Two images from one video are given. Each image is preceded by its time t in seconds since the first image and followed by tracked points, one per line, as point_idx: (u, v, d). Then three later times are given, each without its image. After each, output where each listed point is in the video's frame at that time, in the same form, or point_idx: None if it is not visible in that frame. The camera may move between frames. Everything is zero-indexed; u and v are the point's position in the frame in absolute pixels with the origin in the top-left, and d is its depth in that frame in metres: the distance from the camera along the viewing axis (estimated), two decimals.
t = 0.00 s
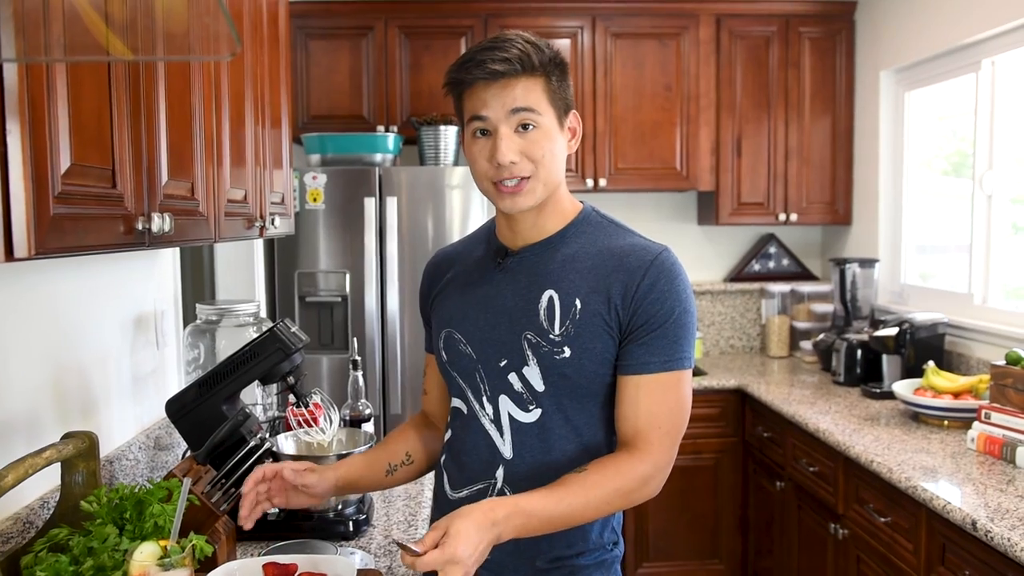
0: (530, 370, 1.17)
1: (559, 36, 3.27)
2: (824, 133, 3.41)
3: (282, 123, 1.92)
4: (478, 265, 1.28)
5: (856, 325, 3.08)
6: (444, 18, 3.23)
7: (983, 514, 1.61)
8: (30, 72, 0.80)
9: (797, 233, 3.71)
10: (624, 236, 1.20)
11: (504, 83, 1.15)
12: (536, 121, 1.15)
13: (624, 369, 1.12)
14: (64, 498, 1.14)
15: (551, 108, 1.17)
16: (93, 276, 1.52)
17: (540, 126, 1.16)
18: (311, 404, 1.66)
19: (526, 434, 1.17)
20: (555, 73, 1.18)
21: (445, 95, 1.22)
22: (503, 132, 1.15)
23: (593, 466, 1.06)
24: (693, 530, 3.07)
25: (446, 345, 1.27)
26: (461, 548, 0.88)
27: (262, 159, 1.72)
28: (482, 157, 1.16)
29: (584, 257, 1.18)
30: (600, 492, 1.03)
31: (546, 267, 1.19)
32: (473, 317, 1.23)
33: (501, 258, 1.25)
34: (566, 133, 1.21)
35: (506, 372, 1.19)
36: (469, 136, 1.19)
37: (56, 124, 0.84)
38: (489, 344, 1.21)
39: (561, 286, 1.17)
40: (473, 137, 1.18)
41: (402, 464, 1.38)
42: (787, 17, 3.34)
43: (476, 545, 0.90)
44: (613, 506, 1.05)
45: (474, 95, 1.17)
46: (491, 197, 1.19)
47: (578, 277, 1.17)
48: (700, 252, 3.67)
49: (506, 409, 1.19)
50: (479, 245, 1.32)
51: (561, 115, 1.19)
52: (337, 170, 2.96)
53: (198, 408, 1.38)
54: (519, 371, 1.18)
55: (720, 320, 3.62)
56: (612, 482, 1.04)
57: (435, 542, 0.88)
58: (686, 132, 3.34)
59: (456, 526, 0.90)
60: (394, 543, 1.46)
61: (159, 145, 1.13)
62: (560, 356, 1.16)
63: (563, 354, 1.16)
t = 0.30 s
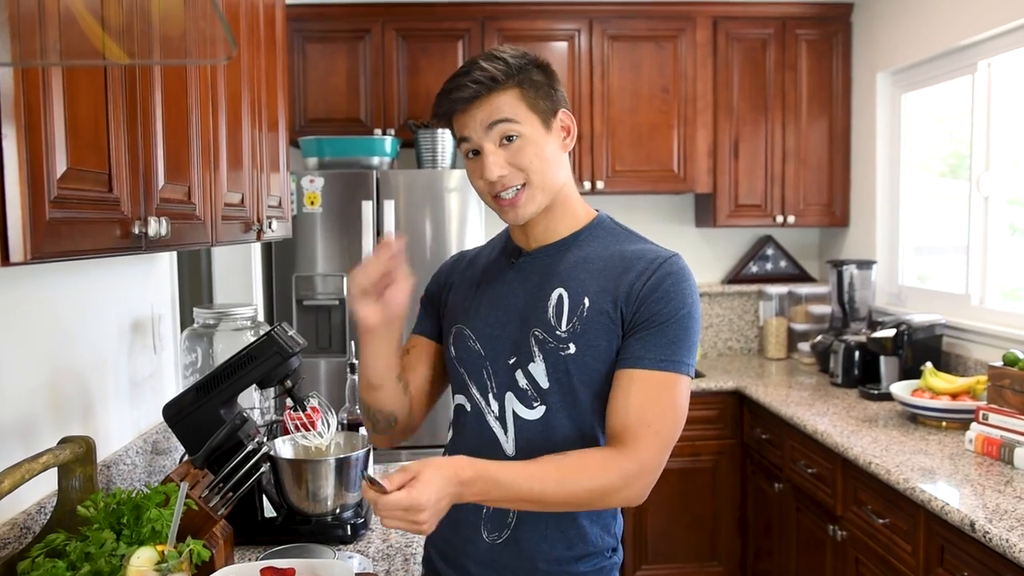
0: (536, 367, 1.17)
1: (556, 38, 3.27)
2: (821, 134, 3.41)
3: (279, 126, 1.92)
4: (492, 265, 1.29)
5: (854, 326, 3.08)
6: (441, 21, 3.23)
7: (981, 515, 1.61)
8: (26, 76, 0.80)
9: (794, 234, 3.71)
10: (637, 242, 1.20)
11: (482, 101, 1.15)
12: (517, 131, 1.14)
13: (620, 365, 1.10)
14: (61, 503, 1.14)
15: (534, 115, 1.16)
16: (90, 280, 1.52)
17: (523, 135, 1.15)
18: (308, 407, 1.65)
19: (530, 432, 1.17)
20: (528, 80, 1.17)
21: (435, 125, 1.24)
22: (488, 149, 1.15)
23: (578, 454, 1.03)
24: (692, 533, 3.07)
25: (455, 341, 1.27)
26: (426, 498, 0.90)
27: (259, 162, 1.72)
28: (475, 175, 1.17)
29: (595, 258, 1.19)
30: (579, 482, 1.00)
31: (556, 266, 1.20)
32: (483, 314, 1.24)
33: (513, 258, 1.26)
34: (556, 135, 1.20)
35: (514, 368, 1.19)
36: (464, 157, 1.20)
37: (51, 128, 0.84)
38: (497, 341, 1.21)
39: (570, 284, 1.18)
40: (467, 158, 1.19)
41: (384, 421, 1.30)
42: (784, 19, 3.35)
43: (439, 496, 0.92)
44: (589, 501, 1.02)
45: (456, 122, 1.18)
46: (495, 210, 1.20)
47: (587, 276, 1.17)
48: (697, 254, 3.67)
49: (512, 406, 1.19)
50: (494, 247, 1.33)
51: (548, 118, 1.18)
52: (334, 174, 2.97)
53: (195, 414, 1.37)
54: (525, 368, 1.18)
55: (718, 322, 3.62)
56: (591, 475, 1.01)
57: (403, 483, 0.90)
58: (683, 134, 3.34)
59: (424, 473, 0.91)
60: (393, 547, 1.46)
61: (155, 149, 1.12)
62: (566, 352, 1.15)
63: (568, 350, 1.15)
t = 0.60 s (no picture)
0: (544, 368, 1.18)
1: (556, 42, 3.28)
2: (822, 138, 3.41)
3: (279, 129, 1.92)
4: (505, 270, 1.29)
5: (854, 329, 3.08)
6: (442, 24, 3.24)
7: (982, 518, 1.61)
8: (26, 79, 0.80)
9: (794, 237, 3.71)
10: (650, 248, 1.20)
11: (497, 108, 1.16)
12: (532, 138, 1.15)
13: (630, 366, 1.09)
14: (60, 506, 1.14)
15: (549, 123, 1.16)
16: (90, 282, 1.52)
17: (538, 143, 1.15)
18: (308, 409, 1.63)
19: (536, 433, 1.18)
20: (542, 87, 1.17)
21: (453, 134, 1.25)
22: (503, 157, 1.16)
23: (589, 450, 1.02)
24: (692, 536, 3.07)
25: (467, 341, 1.28)
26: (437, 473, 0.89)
27: (259, 165, 1.72)
28: (490, 183, 1.18)
29: (608, 263, 1.19)
30: (589, 477, 0.99)
31: (569, 270, 1.20)
32: (495, 316, 1.25)
33: (527, 262, 1.26)
34: (570, 142, 1.20)
35: (522, 370, 1.19)
36: (478, 165, 1.20)
37: (51, 131, 0.84)
38: (507, 342, 1.22)
39: (581, 287, 1.18)
40: (482, 166, 1.19)
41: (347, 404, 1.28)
42: (784, 23, 3.36)
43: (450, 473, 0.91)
44: (598, 498, 1.00)
45: (472, 129, 1.19)
46: (511, 218, 1.21)
47: (599, 280, 1.17)
48: (697, 257, 3.67)
49: (518, 406, 1.19)
50: (509, 253, 1.34)
51: (563, 127, 1.18)
52: (334, 176, 2.97)
53: (195, 416, 1.36)
54: (534, 370, 1.18)
55: (718, 325, 3.62)
56: (600, 471, 1.00)
57: (417, 456, 0.89)
58: (683, 137, 3.34)
59: (439, 447, 0.91)
60: (392, 549, 1.46)
61: (155, 152, 1.12)
62: (575, 354, 1.16)
63: (577, 352, 1.16)
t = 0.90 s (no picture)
0: (543, 372, 1.18)
1: (555, 42, 3.28)
2: (820, 137, 3.42)
3: (278, 129, 1.92)
4: (502, 271, 1.29)
5: (853, 329, 3.08)
6: (441, 24, 3.24)
7: (982, 518, 1.61)
8: (23, 79, 0.80)
9: (793, 237, 3.71)
10: (647, 246, 1.20)
11: (501, 101, 1.15)
12: (534, 134, 1.15)
13: (633, 371, 1.09)
14: (59, 508, 1.14)
15: (551, 119, 1.16)
16: (89, 283, 1.52)
17: (540, 139, 1.15)
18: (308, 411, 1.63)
19: (536, 437, 1.18)
20: (548, 82, 1.17)
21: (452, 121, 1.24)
22: (503, 151, 1.15)
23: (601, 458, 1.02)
24: (692, 536, 3.06)
25: (464, 344, 1.28)
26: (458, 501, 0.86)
27: (258, 165, 1.72)
28: (489, 176, 1.17)
29: (605, 263, 1.18)
30: (604, 487, 0.99)
31: (566, 272, 1.20)
32: (493, 319, 1.24)
33: (524, 263, 1.26)
34: (571, 140, 1.20)
35: (521, 373, 1.19)
36: (478, 157, 1.20)
37: (49, 132, 0.84)
38: (505, 346, 1.22)
39: (580, 290, 1.17)
40: (481, 158, 1.19)
41: (337, 436, 1.33)
42: (782, 22, 3.36)
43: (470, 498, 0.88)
44: (613, 507, 1.00)
45: (473, 118, 1.18)
46: (507, 213, 1.21)
47: (597, 282, 1.17)
48: (697, 258, 3.67)
49: (518, 410, 1.19)
50: (506, 252, 1.34)
51: (565, 123, 1.18)
52: (333, 177, 2.97)
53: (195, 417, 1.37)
54: (532, 373, 1.18)
55: (717, 325, 3.62)
56: (614, 480, 1.00)
57: (436, 484, 0.86)
58: (682, 137, 3.34)
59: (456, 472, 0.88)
60: (392, 550, 1.46)
61: (153, 154, 1.12)
62: (574, 359, 1.15)
63: (577, 357, 1.15)
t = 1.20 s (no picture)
0: (539, 376, 1.18)
1: (553, 45, 3.28)
2: (819, 141, 3.42)
3: (277, 130, 1.92)
4: (499, 274, 1.29)
5: (851, 332, 3.08)
6: (440, 27, 3.24)
7: (979, 521, 1.61)
8: (22, 81, 0.80)
9: (791, 241, 3.72)
10: (644, 249, 1.20)
11: (498, 107, 1.15)
12: (531, 139, 1.15)
13: (629, 374, 1.10)
14: (56, 509, 1.14)
15: (548, 123, 1.16)
16: (87, 285, 1.52)
17: (537, 144, 1.15)
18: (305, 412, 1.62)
19: (531, 441, 1.18)
20: (544, 87, 1.17)
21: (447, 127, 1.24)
22: (501, 157, 1.15)
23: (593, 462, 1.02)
24: (689, 539, 3.07)
25: (460, 347, 1.28)
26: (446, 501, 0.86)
27: (256, 167, 1.72)
28: (487, 182, 1.18)
29: (602, 266, 1.19)
30: (596, 491, 0.99)
31: (563, 276, 1.20)
32: (489, 322, 1.25)
33: (520, 266, 1.26)
34: (569, 143, 1.20)
35: (517, 377, 1.20)
36: (475, 162, 1.20)
37: (48, 134, 0.84)
38: (502, 349, 1.22)
39: (576, 293, 1.18)
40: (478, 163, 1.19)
41: (334, 442, 1.33)
42: (781, 26, 3.36)
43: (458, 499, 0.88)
44: (605, 510, 1.00)
45: (469, 126, 1.18)
46: (505, 218, 1.21)
47: (594, 285, 1.17)
48: (695, 261, 3.67)
49: (514, 414, 1.19)
50: (503, 254, 1.34)
51: (562, 126, 1.18)
52: (332, 178, 2.97)
53: (192, 419, 1.37)
54: (528, 377, 1.18)
55: (715, 328, 3.63)
56: (606, 484, 1.00)
57: (424, 484, 0.86)
58: (680, 141, 3.35)
59: (444, 473, 0.88)
60: (389, 553, 1.46)
61: (152, 155, 1.12)
62: (570, 363, 1.15)
63: (572, 360, 1.15)
